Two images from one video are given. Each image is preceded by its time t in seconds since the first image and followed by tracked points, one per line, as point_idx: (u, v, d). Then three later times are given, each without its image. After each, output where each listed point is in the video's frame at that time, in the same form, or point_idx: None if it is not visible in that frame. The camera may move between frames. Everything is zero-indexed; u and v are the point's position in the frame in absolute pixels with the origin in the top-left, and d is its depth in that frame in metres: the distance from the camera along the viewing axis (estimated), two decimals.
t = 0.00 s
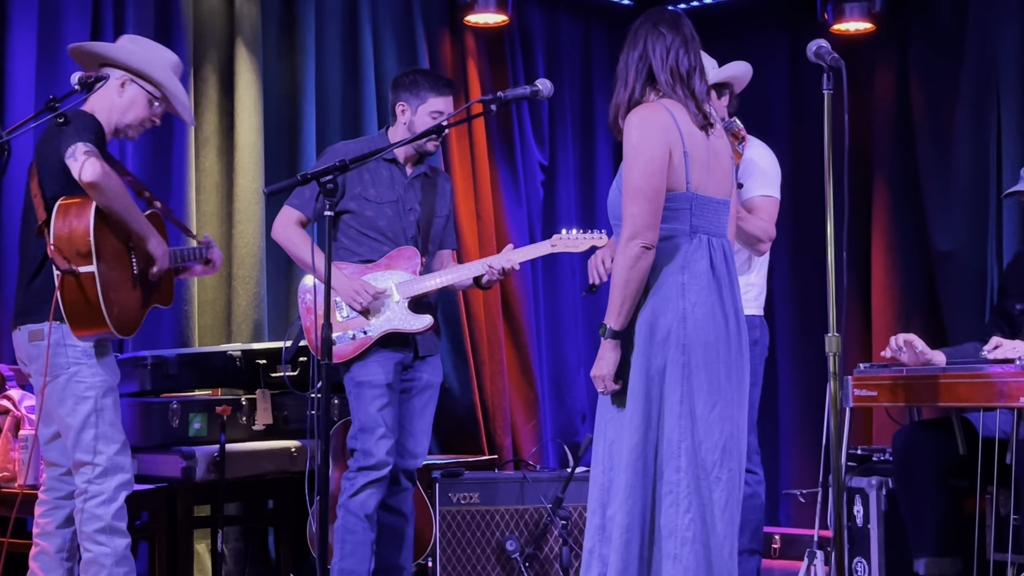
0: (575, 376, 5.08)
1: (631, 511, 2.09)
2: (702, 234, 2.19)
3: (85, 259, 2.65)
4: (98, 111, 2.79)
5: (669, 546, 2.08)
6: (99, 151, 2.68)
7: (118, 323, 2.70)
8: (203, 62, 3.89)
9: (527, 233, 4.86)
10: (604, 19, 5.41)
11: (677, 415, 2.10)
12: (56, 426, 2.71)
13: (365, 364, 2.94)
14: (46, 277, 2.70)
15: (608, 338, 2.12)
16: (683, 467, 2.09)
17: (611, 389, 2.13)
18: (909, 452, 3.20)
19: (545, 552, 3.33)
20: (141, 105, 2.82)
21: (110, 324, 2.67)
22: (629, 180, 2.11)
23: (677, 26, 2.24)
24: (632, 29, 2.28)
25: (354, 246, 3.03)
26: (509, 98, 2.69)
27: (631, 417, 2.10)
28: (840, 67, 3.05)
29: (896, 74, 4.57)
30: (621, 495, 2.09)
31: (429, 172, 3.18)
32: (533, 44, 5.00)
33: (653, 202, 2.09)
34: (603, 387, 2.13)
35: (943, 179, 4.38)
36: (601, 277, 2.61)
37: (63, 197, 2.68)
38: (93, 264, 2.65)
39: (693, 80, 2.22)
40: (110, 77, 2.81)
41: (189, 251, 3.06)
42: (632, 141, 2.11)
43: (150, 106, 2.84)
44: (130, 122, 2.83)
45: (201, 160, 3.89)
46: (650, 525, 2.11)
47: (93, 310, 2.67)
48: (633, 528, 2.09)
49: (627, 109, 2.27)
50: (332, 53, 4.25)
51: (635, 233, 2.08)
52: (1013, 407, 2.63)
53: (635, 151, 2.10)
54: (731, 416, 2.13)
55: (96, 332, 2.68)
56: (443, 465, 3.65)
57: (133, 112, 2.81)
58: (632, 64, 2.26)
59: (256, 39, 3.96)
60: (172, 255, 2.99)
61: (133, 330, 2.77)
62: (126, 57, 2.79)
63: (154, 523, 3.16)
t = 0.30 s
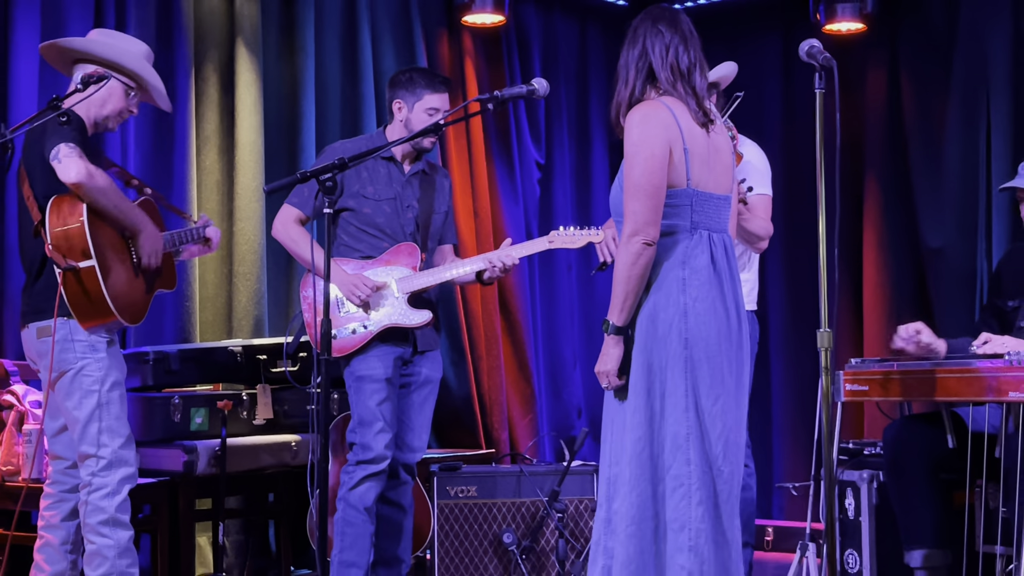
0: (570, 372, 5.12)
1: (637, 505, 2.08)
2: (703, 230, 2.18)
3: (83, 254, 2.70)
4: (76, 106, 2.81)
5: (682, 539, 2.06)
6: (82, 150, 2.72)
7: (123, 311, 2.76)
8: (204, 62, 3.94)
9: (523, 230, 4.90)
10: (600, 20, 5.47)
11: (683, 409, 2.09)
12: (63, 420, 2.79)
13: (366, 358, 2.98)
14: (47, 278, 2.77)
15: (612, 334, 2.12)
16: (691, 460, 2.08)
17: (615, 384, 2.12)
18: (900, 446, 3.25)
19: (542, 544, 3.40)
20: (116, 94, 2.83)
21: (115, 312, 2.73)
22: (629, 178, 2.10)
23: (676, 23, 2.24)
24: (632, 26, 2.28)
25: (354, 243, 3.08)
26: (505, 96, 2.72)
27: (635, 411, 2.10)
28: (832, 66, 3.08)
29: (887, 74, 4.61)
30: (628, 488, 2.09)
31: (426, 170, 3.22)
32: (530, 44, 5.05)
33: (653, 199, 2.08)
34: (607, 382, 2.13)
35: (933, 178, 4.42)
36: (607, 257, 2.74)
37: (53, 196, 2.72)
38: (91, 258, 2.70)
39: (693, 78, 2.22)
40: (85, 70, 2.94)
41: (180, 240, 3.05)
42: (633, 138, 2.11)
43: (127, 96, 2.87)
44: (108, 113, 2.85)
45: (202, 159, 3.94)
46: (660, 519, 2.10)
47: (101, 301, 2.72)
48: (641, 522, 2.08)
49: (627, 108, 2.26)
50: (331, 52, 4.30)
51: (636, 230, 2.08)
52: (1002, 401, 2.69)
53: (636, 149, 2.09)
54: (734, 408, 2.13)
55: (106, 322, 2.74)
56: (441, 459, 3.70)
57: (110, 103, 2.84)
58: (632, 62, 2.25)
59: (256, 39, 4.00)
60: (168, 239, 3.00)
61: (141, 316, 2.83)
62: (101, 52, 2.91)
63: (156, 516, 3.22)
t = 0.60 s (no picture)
0: (565, 366, 5.26)
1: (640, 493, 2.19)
2: (698, 229, 2.29)
3: (95, 253, 2.79)
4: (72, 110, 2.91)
5: (685, 525, 2.17)
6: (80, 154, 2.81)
7: (139, 303, 2.88)
8: (211, 66, 4.07)
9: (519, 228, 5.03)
10: (594, 26, 5.60)
11: (682, 401, 2.20)
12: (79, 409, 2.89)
13: (369, 353, 3.11)
14: (64, 278, 2.89)
15: (610, 328, 2.24)
16: (691, 450, 2.19)
17: (613, 376, 2.24)
18: (881, 438, 3.37)
19: (538, 531, 3.52)
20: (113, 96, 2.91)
21: (131, 304, 2.85)
22: (628, 179, 2.21)
23: (669, 30, 2.34)
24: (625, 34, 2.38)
25: (356, 242, 3.22)
26: (502, 100, 2.80)
27: (635, 404, 2.21)
28: (817, 71, 3.17)
29: (870, 78, 4.75)
30: (631, 478, 2.19)
31: (425, 169, 3.33)
32: (526, 49, 5.18)
33: (651, 198, 2.19)
34: (606, 374, 2.25)
35: (914, 178, 4.56)
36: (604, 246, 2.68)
37: (60, 200, 2.82)
38: (103, 257, 2.79)
39: (685, 84, 2.33)
40: (78, 74, 3.04)
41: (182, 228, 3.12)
42: (631, 141, 2.21)
43: (120, 95, 2.96)
44: (105, 115, 2.95)
45: (210, 161, 4.07)
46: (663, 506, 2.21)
47: (115, 295, 2.83)
48: (644, 509, 2.19)
49: (622, 111, 2.37)
50: (334, 57, 4.43)
51: (635, 228, 2.19)
52: (981, 394, 2.72)
53: (633, 151, 2.20)
54: (732, 400, 2.24)
55: (120, 315, 2.86)
56: (440, 450, 3.83)
57: (104, 103, 2.93)
58: (628, 67, 2.35)
59: (262, 45, 4.13)
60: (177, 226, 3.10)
61: (156, 305, 2.95)
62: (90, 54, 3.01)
63: (165, 505, 3.35)
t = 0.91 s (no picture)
0: (560, 362, 5.31)
1: (641, 487, 2.22)
2: (695, 228, 2.34)
3: (95, 254, 2.81)
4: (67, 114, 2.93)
5: (686, 518, 2.21)
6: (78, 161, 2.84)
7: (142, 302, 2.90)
8: (211, 66, 4.11)
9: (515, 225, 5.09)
10: (589, 26, 5.64)
11: (682, 396, 2.23)
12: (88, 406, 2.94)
13: (367, 349, 3.14)
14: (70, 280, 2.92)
15: (607, 324, 2.25)
16: (692, 444, 2.23)
17: (610, 371, 2.27)
18: (871, 432, 3.44)
19: (534, 525, 3.56)
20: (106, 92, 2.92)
21: (133, 303, 2.86)
22: (627, 179, 2.25)
23: (665, 33, 2.38)
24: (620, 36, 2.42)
25: (356, 239, 3.27)
26: (499, 100, 2.84)
27: (636, 400, 2.24)
28: (810, 71, 3.21)
29: (862, 78, 4.79)
30: (632, 472, 2.22)
31: (422, 165, 3.37)
32: (522, 49, 5.22)
33: (650, 198, 2.23)
34: (602, 370, 2.27)
35: (904, 173, 4.61)
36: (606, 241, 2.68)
37: (59, 203, 2.83)
38: (103, 257, 2.81)
39: (682, 86, 2.37)
40: (69, 76, 3.05)
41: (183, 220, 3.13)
42: (630, 142, 2.25)
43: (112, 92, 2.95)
44: (99, 112, 2.95)
45: (211, 159, 4.11)
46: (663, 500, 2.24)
47: (116, 293, 2.84)
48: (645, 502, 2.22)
49: (619, 112, 2.41)
50: (333, 57, 4.47)
51: (633, 227, 2.23)
52: (970, 389, 2.75)
53: (633, 152, 2.24)
54: (730, 395, 2.28)
55: (125, 312, 2.88)
56: (437, 444, 3.88)
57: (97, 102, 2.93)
58: (623, 69, 2.39)
59: (261, 44, 4.17)
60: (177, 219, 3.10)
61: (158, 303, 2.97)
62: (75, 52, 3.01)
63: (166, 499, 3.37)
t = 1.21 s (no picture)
0: (555, 357, 5.36)
1: (637, 478, 2.27)
2: (689, 228, 2.39)
3: (95, 256, 2.84)
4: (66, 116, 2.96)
5: (681, 508, 2.26)
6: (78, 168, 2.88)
7: (142, 299, 2.91)
8: (211, 66, 4.16)
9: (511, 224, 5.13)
10: (585, 27, 5.69)
11: (680, 390, 2.29)
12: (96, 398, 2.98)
13: (371, 345, 3.20)
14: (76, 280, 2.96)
15: (612, 323, 2.30)
16: (688, 437, 2.28)
17: (615, 368, 2.30)
18: (861, 426, 3.53)
19: (530, 517, 3.63)
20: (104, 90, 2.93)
21: (133, 300, 2.88)
22: (624, 180, 2.30)
23: (656, 37, 2.43)
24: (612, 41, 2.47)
25: (356, 241, 3.33)
26: (494, 100, 2.88)
27: (635, 394, 2.28)
28: (801, 70, 3.22)
29: (853, 79, 4.85)
30: (630, 463, 2.27)
31: (419, 164, 3.42)
32: (518, 50, 5.27)
33: (648, 199, 2.28)
34: (608, 366, 2.31)
35: (894, 171, 4.67)
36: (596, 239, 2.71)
37: (59, 206, 2.86)
38: (103, 259, 2.84)
39: (675, 88, 2.43)
40: (62, 77, 3.07)
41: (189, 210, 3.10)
42: (626, 144, 2.31)
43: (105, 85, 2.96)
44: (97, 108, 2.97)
45: (211, 158, 4.16)
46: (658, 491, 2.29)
47: (116, 291, 2.86)
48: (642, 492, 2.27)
49: (613, 115, 2.45)
50: (332, 57, 4.52)
51: (633, 227, 2.27)
52: (959, 384, 2.79)
53: (630, 153, 2.29)
54: (725, 389, 2.34)
55: (126, 309, 2.89)
56: (434, 438, 3.93)
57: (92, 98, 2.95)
58: (617, 73, 2.44)
59: (260, 45, 4.21)
60: (183, 214, 3.06)
61: (161, 299, 2.97)
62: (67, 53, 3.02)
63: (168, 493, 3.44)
